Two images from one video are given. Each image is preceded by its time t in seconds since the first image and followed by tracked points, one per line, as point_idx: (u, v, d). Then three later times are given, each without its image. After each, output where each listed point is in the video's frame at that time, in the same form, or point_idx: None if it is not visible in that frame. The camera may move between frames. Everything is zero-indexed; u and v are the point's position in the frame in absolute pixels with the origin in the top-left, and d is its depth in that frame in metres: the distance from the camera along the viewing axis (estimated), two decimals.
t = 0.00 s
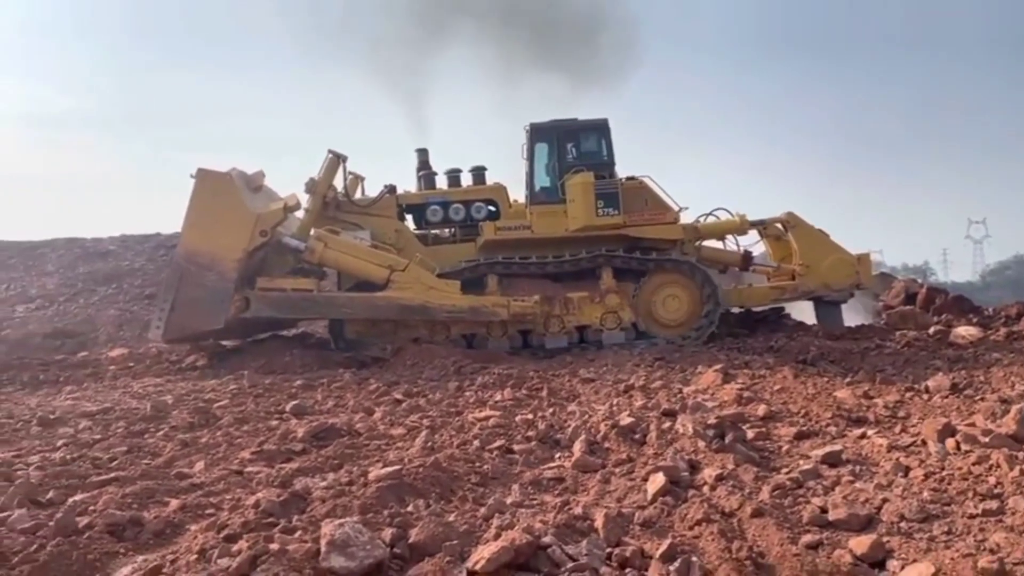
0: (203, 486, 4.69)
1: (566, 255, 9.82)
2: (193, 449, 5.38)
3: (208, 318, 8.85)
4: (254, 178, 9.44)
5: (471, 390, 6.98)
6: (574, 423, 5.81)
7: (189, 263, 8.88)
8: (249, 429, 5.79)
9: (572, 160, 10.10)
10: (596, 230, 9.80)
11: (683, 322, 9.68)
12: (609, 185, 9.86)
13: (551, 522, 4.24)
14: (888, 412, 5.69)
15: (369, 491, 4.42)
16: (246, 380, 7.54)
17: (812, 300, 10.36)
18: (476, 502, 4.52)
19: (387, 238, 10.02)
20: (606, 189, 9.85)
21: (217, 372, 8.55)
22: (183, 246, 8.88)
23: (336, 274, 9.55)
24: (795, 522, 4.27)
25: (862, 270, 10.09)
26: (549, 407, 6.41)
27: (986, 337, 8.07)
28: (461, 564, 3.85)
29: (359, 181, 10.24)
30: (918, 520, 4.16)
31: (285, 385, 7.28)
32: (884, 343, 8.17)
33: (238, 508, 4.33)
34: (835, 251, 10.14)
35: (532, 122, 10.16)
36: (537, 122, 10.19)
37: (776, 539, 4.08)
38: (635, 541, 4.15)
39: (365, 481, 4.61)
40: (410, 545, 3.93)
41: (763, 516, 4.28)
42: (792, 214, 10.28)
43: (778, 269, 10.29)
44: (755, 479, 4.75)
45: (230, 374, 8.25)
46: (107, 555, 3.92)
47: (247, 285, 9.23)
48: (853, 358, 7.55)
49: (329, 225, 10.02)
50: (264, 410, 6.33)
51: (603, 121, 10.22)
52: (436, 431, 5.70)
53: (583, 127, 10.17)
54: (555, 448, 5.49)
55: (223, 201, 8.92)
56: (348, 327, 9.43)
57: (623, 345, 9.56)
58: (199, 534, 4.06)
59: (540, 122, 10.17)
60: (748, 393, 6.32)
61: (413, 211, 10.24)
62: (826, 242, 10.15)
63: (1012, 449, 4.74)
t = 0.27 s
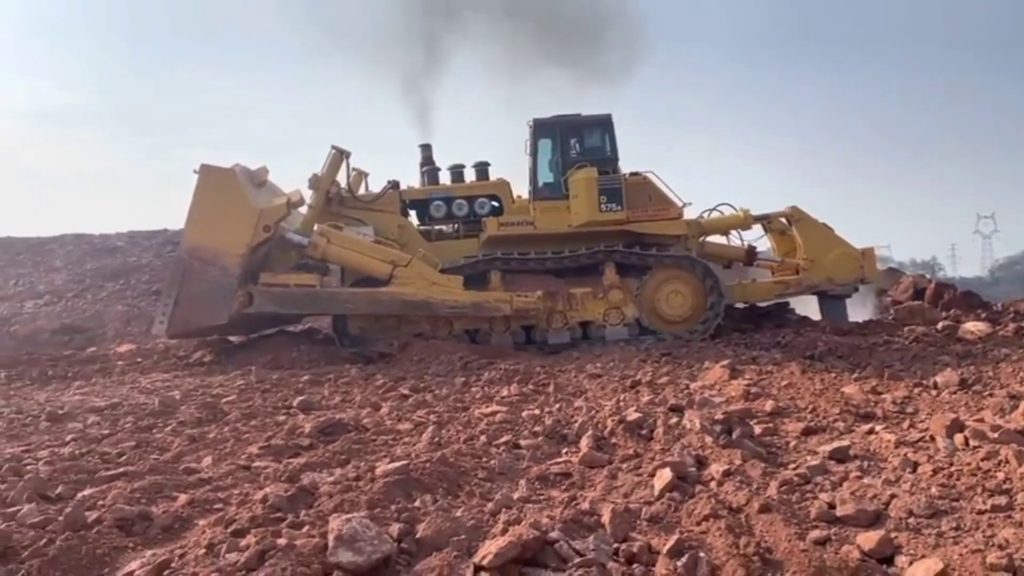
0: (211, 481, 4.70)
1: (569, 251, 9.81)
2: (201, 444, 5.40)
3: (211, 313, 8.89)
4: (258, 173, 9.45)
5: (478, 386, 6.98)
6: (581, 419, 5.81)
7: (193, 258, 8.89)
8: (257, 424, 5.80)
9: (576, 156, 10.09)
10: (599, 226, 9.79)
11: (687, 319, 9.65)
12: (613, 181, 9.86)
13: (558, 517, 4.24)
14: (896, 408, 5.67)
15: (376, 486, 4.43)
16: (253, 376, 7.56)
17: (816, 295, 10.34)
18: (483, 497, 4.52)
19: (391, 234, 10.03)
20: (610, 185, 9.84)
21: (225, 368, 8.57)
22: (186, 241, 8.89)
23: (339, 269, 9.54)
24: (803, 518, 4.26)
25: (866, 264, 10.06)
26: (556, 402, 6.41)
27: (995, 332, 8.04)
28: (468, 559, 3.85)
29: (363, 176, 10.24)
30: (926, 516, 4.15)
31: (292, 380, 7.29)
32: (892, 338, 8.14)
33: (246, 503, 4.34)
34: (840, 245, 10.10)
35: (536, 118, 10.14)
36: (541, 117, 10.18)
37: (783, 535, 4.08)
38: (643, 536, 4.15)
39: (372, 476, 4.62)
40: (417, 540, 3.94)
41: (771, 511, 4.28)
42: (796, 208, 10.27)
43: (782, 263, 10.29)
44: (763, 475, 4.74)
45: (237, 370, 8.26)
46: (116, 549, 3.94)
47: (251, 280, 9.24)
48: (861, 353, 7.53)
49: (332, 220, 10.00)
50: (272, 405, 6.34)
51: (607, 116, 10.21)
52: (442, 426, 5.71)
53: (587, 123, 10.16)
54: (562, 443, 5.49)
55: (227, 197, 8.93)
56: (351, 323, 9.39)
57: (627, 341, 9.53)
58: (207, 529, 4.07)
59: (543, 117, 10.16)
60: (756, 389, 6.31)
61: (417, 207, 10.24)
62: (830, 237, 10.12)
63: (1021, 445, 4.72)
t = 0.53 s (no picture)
0: (213, 478, 4.70)
1: (570, 248, 9.80)
2: (203, 441, 5.40)
3: (213, 310, 8.89)
4: (260, 170, 9.44)
5: (480, 383, 6.98)
6: (583, 416, 5.81)
7: (195, 255, 8.90)
8: (260, 422, 5.80)
9: (577, 153, 10.09)
10: (600, 223, 9.78)
11: (688, 316, 9.64)
12: (614, 177, 9.84)
13: (560, 514, 4.24)
14: (899, 405, 5.66)
15: (379, 483, 4.43)
16: (256, 373, 7.56)
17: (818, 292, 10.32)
18: (485, 494, 4.52)
19: (392, 231, 10.03)
20: (611, 182, 9.82)
21: (228, 365, 8.58)
22: (188, 238, 8.90)
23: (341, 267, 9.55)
24: (806, 516, 4.26)
25: (868, 262, 10.01)
26: (558, 400, 6.41)
27: (998, 330, 8.02)
28: (470, 556, 3.85)
29: (365, 174, 10.25)
30: (929, 513, 4.15)
31: (294, 378, 7.30)
32: (895, 336, 8.13)
33: (248, 500, 4.34)
34: (842, 242, 10.05)
35: (537, 115, 10.15)
36: (543, 115, 10.19)
37: (786, 533, 4.07)
38: (645, 533, 4.14)
39: (375, 473, 4.62)
40: (420, 537, 3.94)
41: (773, 509, 4.27)
42: (798, 206, 10.22)
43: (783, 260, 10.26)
44: (765, 472, 4.73)
45: (240, 367, 8.27)
46: (119, 546, 3.95)
47: (252, 277, 9.23)
48: (864, 351, 7.52)
49: (334, 217, 9.98)
50: (274, 403, 6.35)
51: (609, 114, 10.22)
52: (445, 423, 5.70)
53: (589, 120, 10.16)
54: (564, 441, 5.49)
55: (227, 194, 8.92)
56: (352, 320, 9.38)
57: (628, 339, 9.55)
58: (210, 526, 4.07)
59: (545, 115, 10.17)
60: (758, 386, 6.31)
61: (418, 204, 10.23)
62: (832, 234, 10.07)
63: None
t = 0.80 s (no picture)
0: (213, 476, 4.71)
1: (571, 247, 9.80)
2: (203, 439, 5.40)
3: (213, 310, 8.89)
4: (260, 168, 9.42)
5: (481, 382, 6.98)
6: (583, 415, 5.81)
7: (194, 255, 8.90)
8: (260, 420, 5.81)
9: (577, 152, 10.09)
10: (600, 222, 9.79)
11: (688, 316, 9.67)
12: (615, 176, 9.82)
13: (560, 513, 4.24)
14: (899, 405, 5.67)
15: (379, 482, 4.43)
16: (256, 371, 7.57)
17: (819, 291, 10.33)
18: (485, 493, 4.52)
19: (392, 230, 10.04)
20: (612, 180, 9.81)
21: (230, 363, 8.58)
22: (188, 238, 8.90)
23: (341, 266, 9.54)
24: (805, 515, 4.26)
25: (869, 261, 10.02)
26: (558, 399, 6.41)
27: (998, 329, 8.02)
28: (470, 554, 3.86)
29: (365, 174, 10.25)
30: (928, 513, 4.15)
31: (295, 376, 7.30)
32: (895, 335, 8.13)
33: (248, 498, 4.35)
34: (843, 242, 10.06)
35: (537, 114, 10.14)
36: (542, 114, 10.18)
37: (785, 532, 4.08)
38: (645, 532, 4.15)
39: (374, 472, 4.62)
40: (419, 535, 3.94)
41: (773, 508, 4.28)
42: (798, 206, 10.22)
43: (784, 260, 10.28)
44: (765, 471, 4.73)
45: (242, 365, 8.28)
46: (118, 544, 3.95)
47: (253, 277, 9.24)
48: (864, 350, 7.52)
49: (334, 216, 9.99)
50: (274, 401, 6.35)
51: (609, 113, 10.21)
52: (445, 422, 5.71)
53: (589, 119, 10.15)
54: (564, 440, 5.49)
55: (227, 194, 8.91)
56: (353, 318, 9.38)
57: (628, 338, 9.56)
58: (209, 524, 4.08)
59: (544, 114, 10.16)
60: (758, 385, 6.31)
61: (417, 203, 10.19)
62: (833, 233, 10.08)
63: None
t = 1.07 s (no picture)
0: (211, 475, 4.72)
1: (568, 248, 9.80)
2: (201, 439, 5.41)
3: (210, 310, 8.90)
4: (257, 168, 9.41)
5: (478, 382, 6.99)
6: (581, 415, 5.82)
7: (192, 255, 8.90)
8: (258, 420, 5.81)
9: (575, 153, 10.11)
10: (598, 223, 9.80)
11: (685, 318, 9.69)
12: (612, 176, 9.85)
13: (557, 513, 4.25)
14: (896, 405, 5.68)
15: (376, 482, 4.44)
16: (254, 371, 7.58)
17: (815, 292, 10.34)
18: (483, 493, 4.53)
19: (389, 231, 10.02)
20: (609, 181, 9.84)
21: (228, 363, 8.59)
22: (185, 238, 8.89)
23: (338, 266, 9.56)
24: (802, 515, 4.27)
25: (865, 262, 10.03)
26: (556, 399, 6.42)
27: (995, 330, 8.04)
28: (468, 554, 3.87)
29: (363, 174, 10.25)
30: (924, 513, 4.16)
31: (293, 376, 7.31)
32: (892, 336, 8.15)
33: (245, 498, 4.36)
34: (839, 243, 10.08)
35: (534, 115, 10.15)
36: (540, 114, 10.19)
37: (782, 532, 4.09)
38: (642, 532, 4.16)
39: (372, 472, 4.63)
40: (417, 535, 3.95)
41: (769, 508, 4.29)
42: (795, 206, 10.23)
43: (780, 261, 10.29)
44: (762, 471, 4.75)
45: (240, 365, 8.29)
46: (115, 544, 3.96)
47: (250, 277, 9.25)
48: (862, 351, 7.53)
49: (331, 216, 9.99)
50: (272, 401, 6.36)
51: (607, 114, 10.23)
52: (443, 422, 5.72)
53: (586, 120, 10.17)
54: (562, 440, 5.50)
55: (225, 194, 8.91)
56: (350, 319, 9.39)
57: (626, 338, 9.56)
58: (207, 523, 4.08)
59: (542, 114, 10.17)
60: (756, 386, 6.32)
61: (415, 203, 10.22)
62: (829, 234, 10.09)
63: (1020, 443, 4.72)
